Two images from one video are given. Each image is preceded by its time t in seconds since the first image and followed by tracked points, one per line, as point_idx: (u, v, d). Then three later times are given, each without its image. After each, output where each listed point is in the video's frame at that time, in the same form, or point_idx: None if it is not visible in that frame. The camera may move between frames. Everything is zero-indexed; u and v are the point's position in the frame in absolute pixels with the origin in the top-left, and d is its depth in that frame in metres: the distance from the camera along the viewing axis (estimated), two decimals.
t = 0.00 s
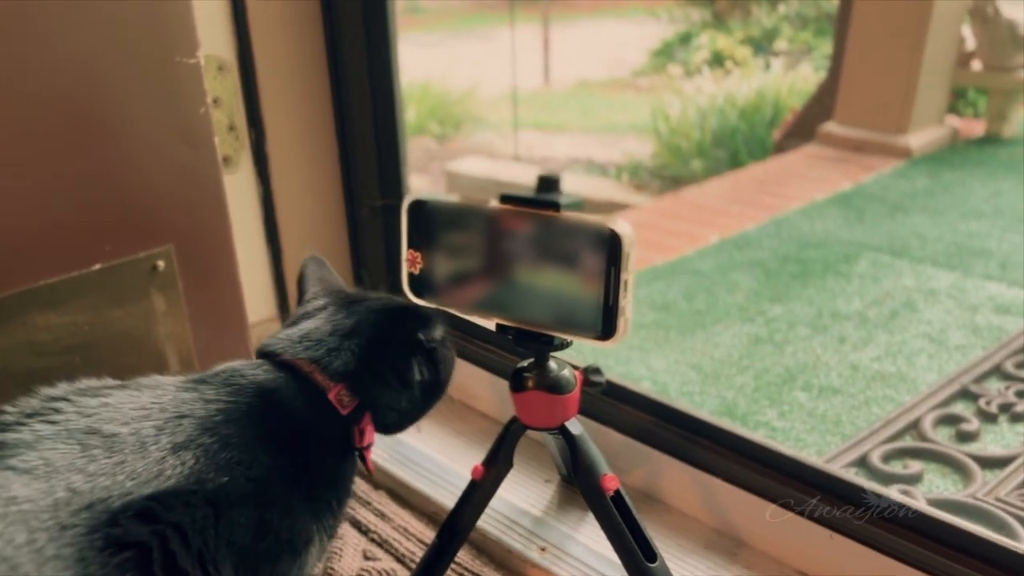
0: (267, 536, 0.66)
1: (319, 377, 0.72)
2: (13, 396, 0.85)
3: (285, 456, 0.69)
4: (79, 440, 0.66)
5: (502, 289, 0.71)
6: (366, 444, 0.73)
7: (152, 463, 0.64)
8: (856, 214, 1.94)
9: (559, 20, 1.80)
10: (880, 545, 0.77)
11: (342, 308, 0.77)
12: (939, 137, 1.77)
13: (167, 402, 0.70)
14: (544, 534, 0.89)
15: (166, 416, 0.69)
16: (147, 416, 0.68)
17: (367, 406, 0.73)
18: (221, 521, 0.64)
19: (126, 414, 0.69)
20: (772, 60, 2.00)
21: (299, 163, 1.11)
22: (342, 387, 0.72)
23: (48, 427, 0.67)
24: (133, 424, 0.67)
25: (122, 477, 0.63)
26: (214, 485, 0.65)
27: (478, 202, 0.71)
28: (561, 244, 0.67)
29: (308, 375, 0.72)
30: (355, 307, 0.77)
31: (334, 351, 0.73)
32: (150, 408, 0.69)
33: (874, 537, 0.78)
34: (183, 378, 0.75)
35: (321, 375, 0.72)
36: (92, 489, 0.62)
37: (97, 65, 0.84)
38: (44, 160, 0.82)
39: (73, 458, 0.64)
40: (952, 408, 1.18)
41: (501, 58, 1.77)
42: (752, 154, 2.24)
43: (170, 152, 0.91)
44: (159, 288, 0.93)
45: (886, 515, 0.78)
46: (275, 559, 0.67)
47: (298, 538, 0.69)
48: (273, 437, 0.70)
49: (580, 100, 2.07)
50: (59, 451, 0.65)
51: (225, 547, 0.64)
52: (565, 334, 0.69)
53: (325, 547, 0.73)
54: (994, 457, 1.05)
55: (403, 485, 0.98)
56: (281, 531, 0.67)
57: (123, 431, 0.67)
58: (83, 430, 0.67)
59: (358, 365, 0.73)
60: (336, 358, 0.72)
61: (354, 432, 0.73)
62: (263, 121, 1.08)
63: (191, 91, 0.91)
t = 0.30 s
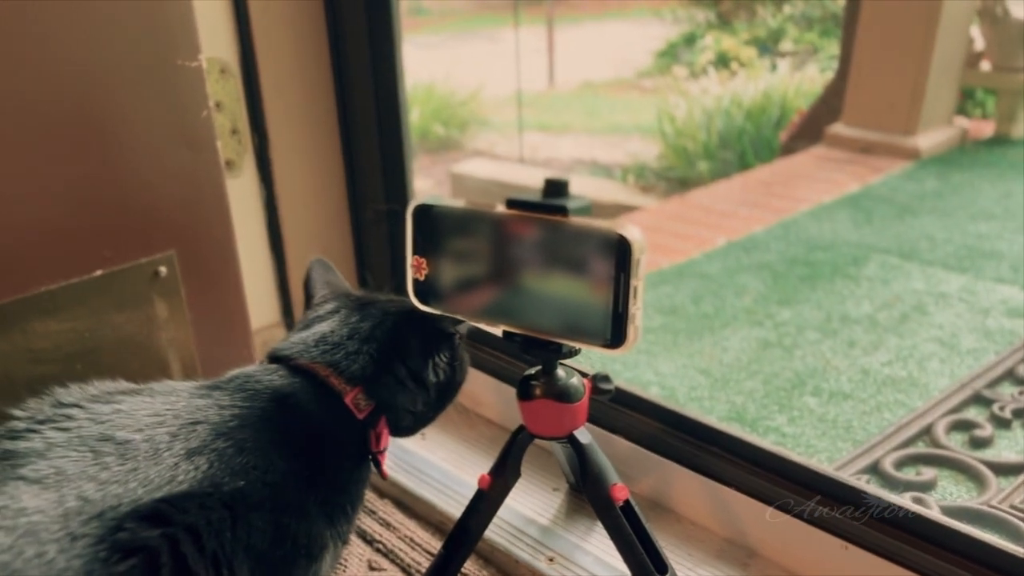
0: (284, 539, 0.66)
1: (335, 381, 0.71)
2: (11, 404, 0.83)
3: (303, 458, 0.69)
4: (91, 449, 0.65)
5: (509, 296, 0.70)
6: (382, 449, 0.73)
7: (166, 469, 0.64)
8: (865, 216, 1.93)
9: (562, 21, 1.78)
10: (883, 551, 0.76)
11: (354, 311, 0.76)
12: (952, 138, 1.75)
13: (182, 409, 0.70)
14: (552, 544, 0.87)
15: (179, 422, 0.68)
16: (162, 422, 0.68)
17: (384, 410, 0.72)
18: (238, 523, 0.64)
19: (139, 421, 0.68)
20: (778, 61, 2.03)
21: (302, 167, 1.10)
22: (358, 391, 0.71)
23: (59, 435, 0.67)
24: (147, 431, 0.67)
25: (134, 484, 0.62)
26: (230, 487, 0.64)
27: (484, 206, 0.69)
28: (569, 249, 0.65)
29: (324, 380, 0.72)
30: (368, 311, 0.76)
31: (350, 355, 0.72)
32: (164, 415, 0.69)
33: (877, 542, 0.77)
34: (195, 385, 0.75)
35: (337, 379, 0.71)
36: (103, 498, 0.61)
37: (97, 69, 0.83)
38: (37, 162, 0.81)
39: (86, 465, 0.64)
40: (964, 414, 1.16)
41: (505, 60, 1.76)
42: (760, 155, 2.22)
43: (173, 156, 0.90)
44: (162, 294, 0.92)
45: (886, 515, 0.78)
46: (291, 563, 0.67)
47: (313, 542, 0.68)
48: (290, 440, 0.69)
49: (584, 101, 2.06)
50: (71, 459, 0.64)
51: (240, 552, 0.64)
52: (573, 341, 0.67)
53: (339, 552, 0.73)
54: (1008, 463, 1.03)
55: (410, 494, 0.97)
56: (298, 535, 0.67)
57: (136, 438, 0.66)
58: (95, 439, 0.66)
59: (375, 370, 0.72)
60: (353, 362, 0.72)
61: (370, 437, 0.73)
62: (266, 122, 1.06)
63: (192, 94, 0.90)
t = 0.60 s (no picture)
0: (302, 538, 0.66)
1: (365, 377, 0.72)
2: (19, 406, 0.83)
3: (322, 455, 0.69)
4: (109, 448, 0.65)
5: (517, 297, 0.69)
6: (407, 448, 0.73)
7: (184, 467, 0.64)
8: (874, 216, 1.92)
9: (568, 20, 1.75)
10: (889, 550, 0.76)
11: (387, 308, 0.77)
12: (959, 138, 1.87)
13: (200, 404, 0.70)
14: (561, 546, 0.87)
15: (197, 419, 0.68)
16: (180, 418, 0.68)
17: (413, 408, 0.73)
18: (257, 523, 0.64)
19: (158, 418, 0.68)
20: (785, 60, 2.07)
21: (309, 168, 1.10)
22: (388, 388, 0.71)
23: (77, 434, 0.67)
24: (164, 428, 0.67)
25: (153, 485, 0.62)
26: (250, 485, 0.64)
27: (492, 207, 0.69)
28: (577, 249, 0.65)
29: (355, 376, 0.72)
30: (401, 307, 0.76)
31: (383, 352, 0.72)
32: (182, 411, 0.69)
33: (883, 542, 0.76)
34: (215, 377, 0.75)
35: (368, 376, 0.72)
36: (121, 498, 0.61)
37: (104, 71, 0.83)
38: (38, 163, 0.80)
39: (104, 465, 0.64)
40: (975, 414, 1.15)
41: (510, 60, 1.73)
42: (767, 154, 2.20)
43: (180, 158, 0.90)
44: (169, 295, 0.92)
45: (886, 516, 0.78)
46: (309, 561, 0.66)
47: (331, 540, 0.68)
48: (310, 436, 0.69)
49: (591, 101, 1.98)
50: (88, 459, 0.64)
51: (258, 552, 0.64)
52: (581, 343, 0.67)
53: (358, 548, 0.72)
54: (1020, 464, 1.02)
55: (418, 496, 0.96)
56: (316, 532, 0.67)
57: (155, 436, 0.66)
58: (113, 436, 0.66)
59: (406, 368, 0.72)
60: (385, 360, 0.72)
61: (397, 436, 0.73)
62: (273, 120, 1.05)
63: (200, 95, 0.89)
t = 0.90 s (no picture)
0: (349, 511, 0.68)
1: (417, 359, 0.74)
2: (30, 404, 0.83)
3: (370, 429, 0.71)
4: (162, 427, 0.68)
5: (527, 292, 0.69)
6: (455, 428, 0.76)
7: (233, 443, 0.66)
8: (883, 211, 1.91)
9: (575, 19, 1.79)
10: (897, 542, 0.76)
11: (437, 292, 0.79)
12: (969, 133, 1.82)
13: (247, 385, 0.72)
14: (571, 541, 0.87)
15: (246, 397, 0.70)
16: (228, 398, 0.70)
17: (461, 388, 0.75)
18: (306, 497, 0.66)
19: (207, 398, 0.71)
20: (792, 55, 2.09)
21: (318, 164, 1.10)
22: (439, 368, 0.74)
23: (131, 412, 0.70)
24: (214, 407, 0.69)
25: (204, 461, 0.65)
26: (301, 458, 0.67)
27: (501, 202, 0.69)
28: (586, 244, 0.65)
29: (407, 357, 0.75)
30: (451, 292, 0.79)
31: (436, 334, 0.75)
32: (230, 391, 0.71)
33: (896, 536, 0.76)
34: (268, 354, 0.77)
35: (420, 357, 0.74)
36: (173, 476, 0.64)
37: (112, 68, 0.83)
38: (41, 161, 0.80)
39: (158, 444, 0.66)
40: (986, 409, 1.15)
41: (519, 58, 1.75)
42: (774, 150, 2.21)
43: (190, 155, 0.90)
44: (178, 292, 0.92)
45: (887, 515, 0.77)
46: (355, 534, 0.69)
47: (377, 514, 0.70)
48: (359, 412, 0.72)
49: (599, 99, 1.99)
50: (144, 437, 0.67)
51: (306, 525, 0.66)
52: (592, 338, 0.67)
53: (403, 524, 0.74)
54: None
55: (429, 491, 0.96)
56: (363, 506, 0.69)
57: (205, 414, 0.69)
58: (166, 416, 0.69)
59: (457, 349, 0.74)
60: (437, 341, 0.74)
61: (446, 415, 0.75)
62: (281, 117, 1.05)
63: (208, 91, 0.90)
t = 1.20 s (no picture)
0: (351, 488, 0.69)
1: (422, 341, 0.75)
2: (40, 390, 0.84)
3: (373, 408, 0.72)
4: (168, 409, 0.69)
5: (531, 275, 0.69)
6: (461, 408, 0.76)
7: (236, 421, 0.67)
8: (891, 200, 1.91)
9: (582, 13, 1.71)
10: (911, 528, 0.76)
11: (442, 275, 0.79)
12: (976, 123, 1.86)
13: (251, 366, 0.73)
14: (578, 525, 0.87)
15: (250, 378, 0.71)
16: (233, 380, 0.71)
17: (467, 370, 0.76)
18: (306, 473, 0.67)
19: (213, 380, 0.71)
20: (800, 48, 2.00)
21: (324, 153, 1.10)
22: (444, 350, 0.74)
23: (138, 395, 0.71)
24: (219, 389, 0.70)
25: (208, 440, 0.66)
26: (301, 435, 0.67)
27: (506, 185, 0.69)
28: (591, 226, 0.65)
29: (412, 339, 0.75)
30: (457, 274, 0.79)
31: (441, 316, 0.75)
32: (235, 373, 0.72)
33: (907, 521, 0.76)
34: (274, 339, 0.78)
35: (424, 339, 0.75)
36: (178, 455, 0.64)
37: (119, 57, 0.83)
38: (47, 157, 0.81)
39: (163, 425, 0.67)
40: (995, 395, 1.14)
41: (525, 54, 1.72)
42: (782, 142, 2.17)
43: (196, 143, 0.91)
44: (186, 280, 0.93)
45: (885, 519, 0.77)
46: (358, 510, 0.69)
47: (382, 491, 0.71)
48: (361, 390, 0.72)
49: (605, 92, 1.93)
50: (150, 418, 0.68)
51: (307, 500, 0.67)
52: (598, 321, 0.67)
53: (408, 502, 0.75)
54: None
55: (436, 477, 0.97)
56: (366, 483, 0.69)
57: (210, 396, 0.70)
58: (172, 398, 0.70)
59: (463, 331, 0.75)
60: (442, 324, 0.75)
61: (452, 397, 0.76)
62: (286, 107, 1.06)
63: (214, 80, 0.90)
